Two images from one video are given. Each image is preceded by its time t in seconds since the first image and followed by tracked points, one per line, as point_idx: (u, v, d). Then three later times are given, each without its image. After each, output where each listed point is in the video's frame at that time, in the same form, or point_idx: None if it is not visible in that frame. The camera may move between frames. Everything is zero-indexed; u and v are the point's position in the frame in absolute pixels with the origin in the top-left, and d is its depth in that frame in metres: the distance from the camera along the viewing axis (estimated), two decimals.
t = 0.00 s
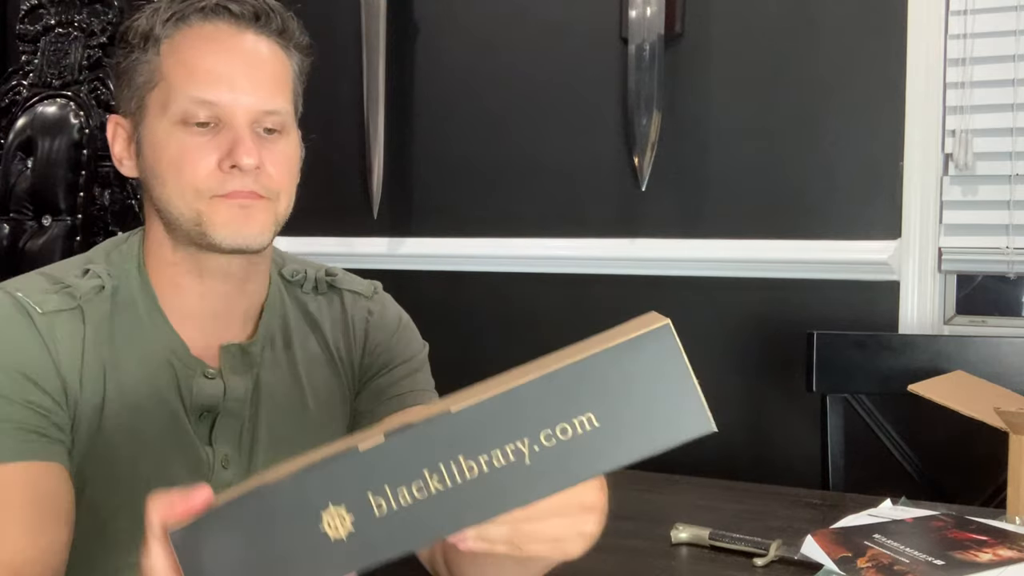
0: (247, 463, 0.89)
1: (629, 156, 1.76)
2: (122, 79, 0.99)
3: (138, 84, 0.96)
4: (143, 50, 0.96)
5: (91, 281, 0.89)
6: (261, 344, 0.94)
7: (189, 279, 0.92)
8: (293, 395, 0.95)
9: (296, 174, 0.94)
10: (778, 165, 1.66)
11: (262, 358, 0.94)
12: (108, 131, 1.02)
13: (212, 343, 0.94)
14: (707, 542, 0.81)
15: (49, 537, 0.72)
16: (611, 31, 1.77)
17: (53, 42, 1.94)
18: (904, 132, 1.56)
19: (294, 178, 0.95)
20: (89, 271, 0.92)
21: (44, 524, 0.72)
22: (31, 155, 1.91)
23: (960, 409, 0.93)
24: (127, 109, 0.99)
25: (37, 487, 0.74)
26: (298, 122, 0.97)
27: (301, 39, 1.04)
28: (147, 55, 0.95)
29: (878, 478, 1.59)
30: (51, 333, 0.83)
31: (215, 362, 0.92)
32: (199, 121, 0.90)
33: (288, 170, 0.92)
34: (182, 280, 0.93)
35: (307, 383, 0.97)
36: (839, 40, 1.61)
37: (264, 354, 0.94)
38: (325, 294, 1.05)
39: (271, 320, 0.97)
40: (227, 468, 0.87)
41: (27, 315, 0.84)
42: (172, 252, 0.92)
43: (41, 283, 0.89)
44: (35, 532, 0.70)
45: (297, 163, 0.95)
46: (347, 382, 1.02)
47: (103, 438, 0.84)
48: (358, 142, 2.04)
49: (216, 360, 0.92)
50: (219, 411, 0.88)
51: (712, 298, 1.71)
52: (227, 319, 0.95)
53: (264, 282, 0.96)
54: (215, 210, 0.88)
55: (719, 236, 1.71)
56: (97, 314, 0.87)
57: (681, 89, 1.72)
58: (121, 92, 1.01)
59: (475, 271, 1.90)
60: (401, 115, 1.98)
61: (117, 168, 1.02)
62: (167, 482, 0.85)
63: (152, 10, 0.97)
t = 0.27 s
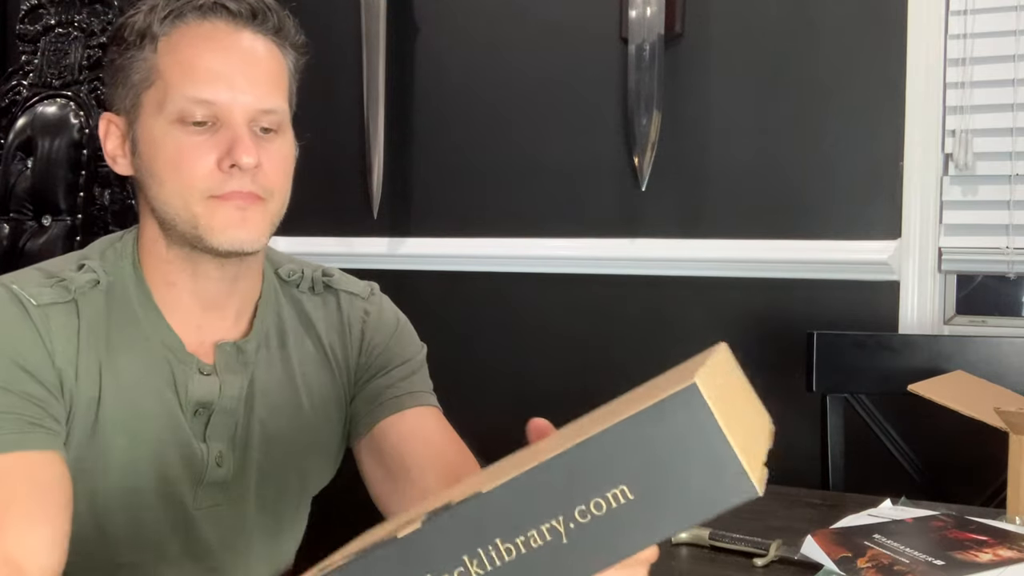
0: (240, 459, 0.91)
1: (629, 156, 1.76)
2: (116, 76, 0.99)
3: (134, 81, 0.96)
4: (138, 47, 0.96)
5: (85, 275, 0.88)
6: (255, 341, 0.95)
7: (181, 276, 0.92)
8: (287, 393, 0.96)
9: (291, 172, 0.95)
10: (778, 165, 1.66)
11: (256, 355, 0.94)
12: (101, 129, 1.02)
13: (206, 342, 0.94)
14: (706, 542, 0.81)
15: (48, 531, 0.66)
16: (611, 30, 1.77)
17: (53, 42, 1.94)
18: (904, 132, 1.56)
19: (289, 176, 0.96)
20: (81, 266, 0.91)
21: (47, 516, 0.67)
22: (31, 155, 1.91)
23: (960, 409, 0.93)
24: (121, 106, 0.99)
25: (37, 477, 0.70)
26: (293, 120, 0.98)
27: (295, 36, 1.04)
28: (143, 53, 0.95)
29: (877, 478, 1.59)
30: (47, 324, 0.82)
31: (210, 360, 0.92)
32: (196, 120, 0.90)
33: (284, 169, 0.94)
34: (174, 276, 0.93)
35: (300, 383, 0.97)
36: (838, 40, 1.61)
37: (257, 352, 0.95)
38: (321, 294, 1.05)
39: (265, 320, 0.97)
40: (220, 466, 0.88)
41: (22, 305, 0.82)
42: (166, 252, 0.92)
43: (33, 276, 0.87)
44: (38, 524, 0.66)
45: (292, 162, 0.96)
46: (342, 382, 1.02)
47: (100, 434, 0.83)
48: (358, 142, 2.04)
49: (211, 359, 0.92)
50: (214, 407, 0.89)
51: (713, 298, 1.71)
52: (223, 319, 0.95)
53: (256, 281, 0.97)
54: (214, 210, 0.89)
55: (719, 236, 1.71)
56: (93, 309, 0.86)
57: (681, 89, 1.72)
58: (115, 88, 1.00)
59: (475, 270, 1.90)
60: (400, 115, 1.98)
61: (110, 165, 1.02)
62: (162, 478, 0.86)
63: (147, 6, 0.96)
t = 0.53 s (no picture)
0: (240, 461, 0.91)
1: (629, 156, 1.76)
2: (112, 76, 0.99)
3: (129, 81, 0.95)
4: (134, 47, 0.95)
5: (84, 276, 0.89)
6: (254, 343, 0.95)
7: (179, 278, 0.92)
8: (287, 394, 0.96)
9: (287, 173, 0.96)
10: (778, 165, 1.66)
11: (255, 357, 0.94)
12: (96, 129, 1.02)
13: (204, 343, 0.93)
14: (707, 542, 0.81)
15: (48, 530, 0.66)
16: (611, 30, 1.77)
17: (53, 42, 1.94)
18: (904, 132, 1.56)
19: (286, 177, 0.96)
20: (80, 267, 0.91)
21: (48, 516, 0.67)
22: (31, 155, 1.91)
23: (959, 409, 0.93)
24: (116, 107, 0.98)
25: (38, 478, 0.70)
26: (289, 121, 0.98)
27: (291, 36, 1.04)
28: (139, 53, 0.95)
29: (877, 478, 1.59)
30: (46, 323, 0.82)
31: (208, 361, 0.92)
32: (194, 121, 0.90)
33: (281, 171, 0.94)
34: (172, 279, 0.92)
35: (299, 383, 0.97)
36: (838, 40, 1.61)
37: (257, 354, 0.95)
38: (319, 295, 1.05)
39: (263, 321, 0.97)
40: (221, 467, 0.88)
41: (20, 305, 0.82)
42: (163, 254, 0.92)
43: (32, 276, 0.87)
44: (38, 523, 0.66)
45: (289, 163, 0.96)
46: (341, 382, 1.02)
47: (100, 434, 0.83)
48: (358, 142, 2.04)
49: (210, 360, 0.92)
50: (215, 408, 0.88)
51: (713, 299, 1.71)
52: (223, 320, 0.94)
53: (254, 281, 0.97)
54: (213, 214, 0.89)
55: (719, 236, 1.70)
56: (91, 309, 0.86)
57: (681, 89, 1.72)
58: (110, 89, 1.00)
59: (475, 270, 1.90)
60: (400, 115, 1.98)
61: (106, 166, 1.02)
62: (162, 479, 0.85)
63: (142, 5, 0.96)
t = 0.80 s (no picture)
0: (239, 465, 0.89)
1: (629, 156, 1.76)
2: (105, 75, 0.99)
3: (120, 81, 0.95)
4: (125, 46, 0.95)
5: (81, 276, 0.89)
6: (252, 345, 0.95)
7: (173, 282, 0.92)
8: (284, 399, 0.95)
9: (275, 175, 0.93)
10: (778, 165, 1.66)
11: (253, 359, 0.95)
12: (93, 128, 1.02)
13: (201, 345, 0.95)
14: (706, 542, 0.81)
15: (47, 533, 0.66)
16: (611, 30, 1.77)
17: (53, 42, 1.94)
18: (903, 132, 1.56)
19: (274, 180, 0.94)
20: (78, 267, 0.91)
21: (47, 520, 0.67)
22: (31, 155, 1.91)
23: (959, 409, 0.93)
24: (110, 106, 0.98)
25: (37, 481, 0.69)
26: (280, 121, 0.95)
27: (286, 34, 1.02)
28: (129, 52, 0.94)
29: (877, 479, 1.59)
30: (44, 323, 0.82)
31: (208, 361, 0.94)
32: (177, 120, 0.89)
33: (267, 172, 0.91)
34: (165, 281, 0.93)
35: (297, 387, 0.96)
36: (838, 40, 1.61)
37: (254, 357, 0.95)
38: (315, 296, 1.06)
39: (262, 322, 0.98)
40: (218, 469, 0.87)
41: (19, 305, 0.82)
42: (154, 255, 0.92)
43: (30, 275, 0.88)
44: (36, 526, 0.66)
45: (278, 164, 0.94)
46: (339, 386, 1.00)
47: (96, 435, 0.83)
48: (358, 142, 2.04)
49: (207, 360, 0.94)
50: (211, 410, 0.89)
51: (713, 299, 1.71)
52: (220, 321, 0.96)
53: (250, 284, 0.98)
54: (194, 216, 0.88)
55: (720, 236, 1.70)
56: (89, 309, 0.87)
57: (681, 89, 1.72)
58: (105, 88, 1.00)
59: (475, 271, 1.90)
60: (401, 115, 1.98)
61: (101, 165, 1.02)
62: (159, 481, 0.85)
63: (133, 6, 0.96)
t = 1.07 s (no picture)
0: (241, 467, 0.89)
1: (629, 156, 1.76)
2: (112, 75, 0.99)
3: (125, 81, 0.95)
4: (131, 45, 0.95)
5: (89, 274, 0.89)
6: (255, 348, 0.95)
7: (176, 281, 0.92)
8: (287, 402, 0.95)
9: (278, 176, 0.93)
10: (778, 165, 1.66)
11: (256, 363, 0.94)
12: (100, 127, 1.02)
13: (206, 346, 0.95)
14: (707, 542, 0.81)
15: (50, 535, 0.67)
16: (611, 30, 1.77)
17: (53, 42, 1.94)
18: (903, 132, 1.56)
19: (276, 182, 0.93)
20: (87, 264, 0.91)
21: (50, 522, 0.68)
22: (31, 155, 1.91)
23: (960, 409, 0.93)
24: (115, 106, 0.99)
25: (43, 482, 0.70)
26: (285, 123, 0.96)
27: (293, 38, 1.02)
28: (134, 52, 0.94)
29: (876, 478, 1.59)
30: (52, 321, 0.81)
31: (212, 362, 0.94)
32: (180, 120, 0.89)
33: (268, 172, 0.91)
34: (169, 281, 0.92)
35: (298, 389, 0.96)
36: (838, 40, 1.61)
37: (258, 358, 0.95)
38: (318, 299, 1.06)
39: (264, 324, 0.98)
40: (219, 472, 0.87)
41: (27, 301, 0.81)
42: (156, 254, 0.91)
43: (38, 271, 0.88)
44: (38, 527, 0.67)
45: (280, 165, 0.94)
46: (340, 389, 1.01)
47: (102, 434, 0.83)
48: (358, 142, 2.04)
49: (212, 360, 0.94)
50: (216, 413, 0.88)
51: (713, 299, 1.71)
52: (224, 322, 0.96)
53: (254, 287, 0.97)
54: (191, 215, 0.87)
55: (720, 236, 1.70)
56: (96, 308, 0.86)
57: (681, 89, 1.72)
58: (111, 87, 1.00)
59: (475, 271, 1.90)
60: (400, 114, 1.98)
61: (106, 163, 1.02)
62: (163, 481, 0.85)
63: (140, 7, 0.96)
